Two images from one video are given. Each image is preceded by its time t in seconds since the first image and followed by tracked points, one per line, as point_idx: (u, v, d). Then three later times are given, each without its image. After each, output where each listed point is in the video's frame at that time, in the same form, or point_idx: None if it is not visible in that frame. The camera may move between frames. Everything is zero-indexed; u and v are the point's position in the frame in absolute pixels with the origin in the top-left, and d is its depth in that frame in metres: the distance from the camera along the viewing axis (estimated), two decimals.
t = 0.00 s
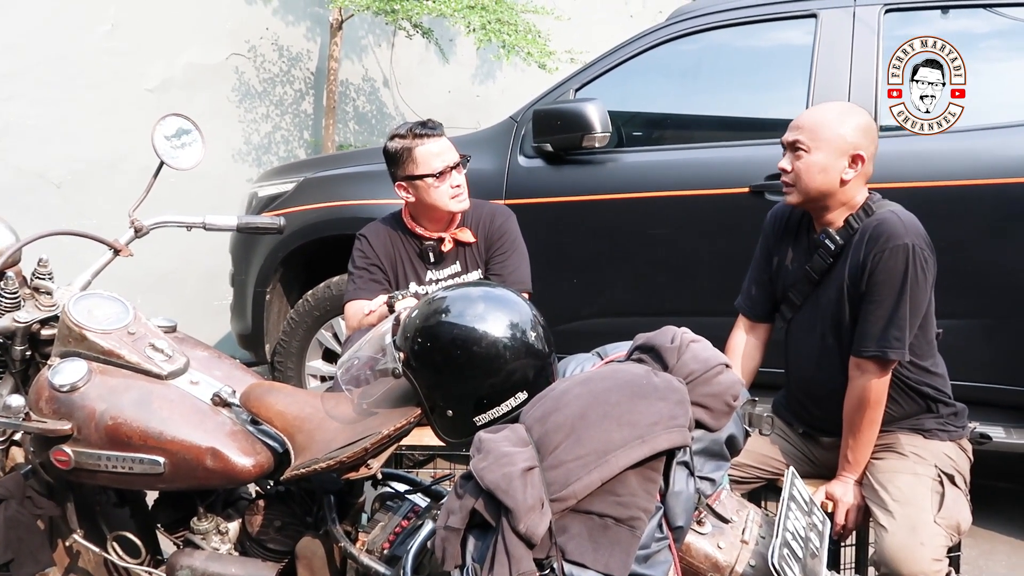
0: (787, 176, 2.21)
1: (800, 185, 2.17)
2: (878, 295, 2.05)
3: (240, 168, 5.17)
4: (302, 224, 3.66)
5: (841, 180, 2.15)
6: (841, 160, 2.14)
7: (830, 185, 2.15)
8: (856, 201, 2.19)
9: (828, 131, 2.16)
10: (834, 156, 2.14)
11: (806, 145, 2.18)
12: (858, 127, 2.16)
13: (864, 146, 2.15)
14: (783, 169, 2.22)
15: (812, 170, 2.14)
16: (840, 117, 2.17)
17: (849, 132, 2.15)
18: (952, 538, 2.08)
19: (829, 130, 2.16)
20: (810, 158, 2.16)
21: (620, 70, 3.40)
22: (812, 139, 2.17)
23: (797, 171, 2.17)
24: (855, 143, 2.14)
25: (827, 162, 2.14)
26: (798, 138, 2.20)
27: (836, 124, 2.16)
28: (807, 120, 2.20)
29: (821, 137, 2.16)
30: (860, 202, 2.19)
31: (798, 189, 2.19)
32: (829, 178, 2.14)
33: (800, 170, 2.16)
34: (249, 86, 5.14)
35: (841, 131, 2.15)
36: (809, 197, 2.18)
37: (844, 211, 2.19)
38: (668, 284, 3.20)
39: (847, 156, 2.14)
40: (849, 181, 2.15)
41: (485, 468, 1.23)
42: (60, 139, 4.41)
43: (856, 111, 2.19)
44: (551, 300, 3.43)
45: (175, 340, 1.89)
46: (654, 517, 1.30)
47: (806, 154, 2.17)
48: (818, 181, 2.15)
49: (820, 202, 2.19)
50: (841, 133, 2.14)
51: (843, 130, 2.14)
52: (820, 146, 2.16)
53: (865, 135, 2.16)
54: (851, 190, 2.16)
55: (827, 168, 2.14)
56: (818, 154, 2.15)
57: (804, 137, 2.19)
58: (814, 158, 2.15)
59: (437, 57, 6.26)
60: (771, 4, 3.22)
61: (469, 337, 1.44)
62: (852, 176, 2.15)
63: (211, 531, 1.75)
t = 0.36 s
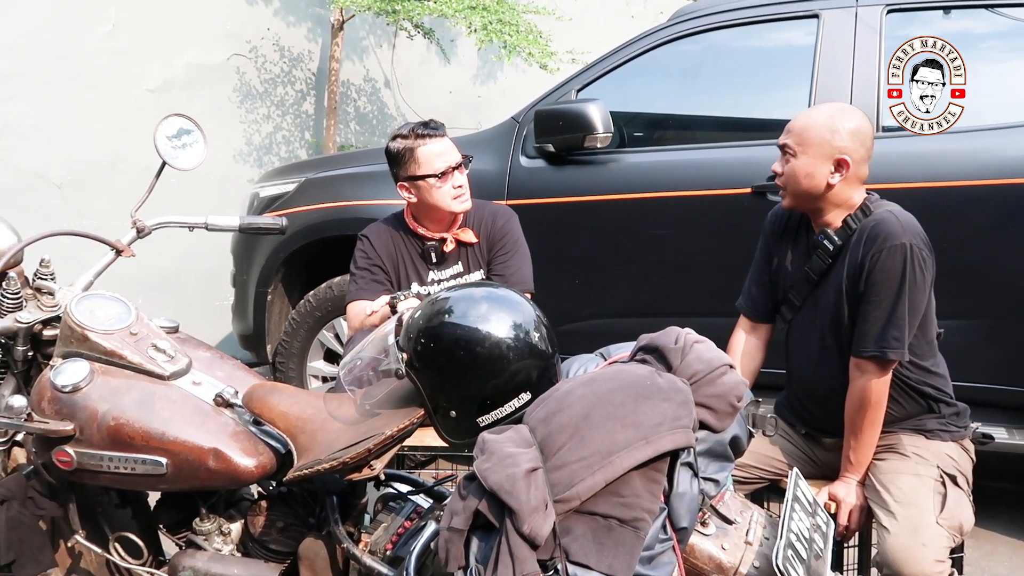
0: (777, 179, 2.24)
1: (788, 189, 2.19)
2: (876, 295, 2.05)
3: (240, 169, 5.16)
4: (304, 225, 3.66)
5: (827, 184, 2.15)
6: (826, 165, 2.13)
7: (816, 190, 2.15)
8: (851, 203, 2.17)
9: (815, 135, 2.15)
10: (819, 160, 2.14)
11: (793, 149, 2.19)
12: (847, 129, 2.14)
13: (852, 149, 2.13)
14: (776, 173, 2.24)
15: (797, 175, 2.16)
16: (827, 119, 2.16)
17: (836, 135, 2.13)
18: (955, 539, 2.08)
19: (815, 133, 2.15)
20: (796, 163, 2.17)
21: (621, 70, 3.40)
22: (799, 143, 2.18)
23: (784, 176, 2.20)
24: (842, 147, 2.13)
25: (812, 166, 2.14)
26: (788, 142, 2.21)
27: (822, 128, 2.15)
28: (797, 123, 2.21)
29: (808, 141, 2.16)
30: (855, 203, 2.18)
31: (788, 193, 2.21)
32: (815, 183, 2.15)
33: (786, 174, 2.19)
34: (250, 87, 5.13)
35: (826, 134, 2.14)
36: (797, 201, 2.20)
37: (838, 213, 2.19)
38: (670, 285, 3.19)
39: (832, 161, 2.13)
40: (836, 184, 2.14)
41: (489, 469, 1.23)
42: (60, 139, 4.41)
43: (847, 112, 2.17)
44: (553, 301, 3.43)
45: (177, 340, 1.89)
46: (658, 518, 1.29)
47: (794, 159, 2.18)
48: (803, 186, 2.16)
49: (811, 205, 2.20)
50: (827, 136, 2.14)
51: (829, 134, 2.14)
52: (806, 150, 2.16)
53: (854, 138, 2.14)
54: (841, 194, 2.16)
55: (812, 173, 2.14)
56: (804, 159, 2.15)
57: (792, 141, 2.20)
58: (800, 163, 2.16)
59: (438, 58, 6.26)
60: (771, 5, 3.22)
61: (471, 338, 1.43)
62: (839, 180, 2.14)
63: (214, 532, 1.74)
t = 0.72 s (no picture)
0: (782, 181, 2.24)
1: (794, 192, 2.20)
2: (881, 296, 2.05)
3: (241, 169, 5.17)
4: (305, 225, 3.66)
5: (833, 185, 2.15)
6: (830, 166, 2.14)
7: (822, 192, 2.15)
8: (859, 202, 2.18)
9: (816, 138, 2.15)
10: (823, 162, 2.14)
11: (797, 152, 2.19)
12: (850, 129, 2.14)
13: (855, 149, 2.13)
14: (780, 177, 2.25)
15: (802, 178, 2.16)
16: (829, 120, 2.16)
17: (838, 136, 2.13)
18: (955, 540, 2.08)
19: (817, 135, 2.15)
20: (800, 165, 2.17)
21: (620, 71, 3.41)
22: (801, 146, 2.18)
23: (790, 179, 2.20)
24: (844, 147, 2.13)
25: (815, 168, 2.14)
26: (791, 145, 2.21)
27: (824, 128, 2.15)
28: (798, 126, 2.21)
29: (810, 143, 2.16)
30: (863, 203, 2.19)
31: (794, 196, 2.22)
32: (820, 185, 2.15)
33: (792, 177, 2.19)
34: (250, 88, 5.14)
35: (828, 135, 2.14)
36: (804, 202, 2.20)
37: (847, 213, 2.19)
38: (670, 285, 3.20)
39: (836, 161, 2.14)
40: (841, 185, 2.15)
41: (489, 469, 1.23)
42: (61, 140, 4.41)
43: (849, 111, 2.17)
44: (553, 302, 3.43)
45: (178, 341, 1.89)
46: (658, 518, 1.30)
47: (797, 161, 2.18)
48: (809, 189, 2.16)
49: (819, 207, 2.20)
50: (829, 137, 2.14)
51: (831, 135, 2.14)
52: (809, 152, 2.16)
53: (857, 138, 2.13)
54: (847, 194, 2.16)
55: (817, 175, 2.14)
56: (807, 162, 2.15)
57: (795, 144, 2.20)
58: (802, 166, 2.16)
59: (438, 59, 6.27)
60: (771, 6, 3.23)
61: (472, 338, 1.44)
62: (843, 181, 2.14)
63: (215, 532, 1.74)
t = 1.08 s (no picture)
0: (780, 183, 2.24)
1: (792, 193, 2.20)
2: (877, 296, 2.06)
3: (237, 169, 5.17)
4: (301, 225, 3.67)
5: (831, 185, 2.16)
6: (828, 166, 2.15)
7: (820, 192, 2.16)
8: (855, 203, 2.20)
9: (815, 139, 2.17)
10: (822, 162, 2.15)
11: (795, 153, 2.20)
12: (847, 131, 2.16)
13: (852, 150, 2.15)
14: (777, 178, 2.25)
15: (801, 178, 2.17)
16: (827, 121, 2.18)
17: (836, 137, 2.15)
18: (949, 538, 2.09)
19: (815, 136, 2.17)
20: (798, 166, 2.18)
21: (617, 71, 3.42)
22: (800, 148, 2.19)
23: (788, 179, 2.21)
24: (842, 148, 2.15)
25: (814, 169, 2.15)
26: (789, 146, 2.22)
27: (822, 130, 2.17)
28: (795, 128, 2.22)
29: (808, 144, 2.17)
30: (859, 204, 2.20)
31: (792, 197, 2.22)
32: (818, 186, 2.16)
33: (790, 178, 2.20)
34: (246, 88, 5.14)
35: (826, 136, 2.16)
36: (801, 203, 2.21)
37: (843, 214, 2.20)
38: (666, 286, 3.21)
39: (834, 162, 2.15)
40: (839, 186, 2.16)
41: (487, 467, 1.24)
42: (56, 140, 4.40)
43: (845, 113, 2.19)
44: (550, 302, 3.44)
45: (176, 340, 1.90)
46: (654, 516, 1.31)
47: (795, 162, 2.19)
48: (808, 189, 2.17)
49: (816, 208, 2.21)
50: (827, 138, 2.16)
51: (829, 136, 2.16)
52: (808, 153, 2.17)
53: (854, 138, 2.16)
54: (844, 195, 2.17)
55: (815, 175, 2.15)
56: (806, 162, 2.17)
57: (793, 145, 2.21)
58: (801, 167, 2.17)
59: (435, 59, 6.28)
60: (769, 7, 3.23)
61: (470, 337, 1.45)
62: (841, 181, 2.16)
63: (212, 531, 1.75)
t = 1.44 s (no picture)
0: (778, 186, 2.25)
1: (790, 197, 2.22)
2: (875, 298, 2.07)
3: (237, 172, 5.17)
4: (301, 228, 3.67)
5: (829, 189, 2.17)
6: (826, 170, 2.16)
7: (817, 196, 2.17)
8: (853, 206, 2.20)
9: (812, 143, 2.18)
10: (819, 166, 2.16)
11: (792, 157, 2.21)
12: (844, 134, 2.17)
13: (849, 153, 2.15)
14: (775, 181, 2.26)
15: (798, 182, 2.18)
16: (823, 125, 2.19)
17: (833, 140, 2.16)
18: (948, 540, 2.10)
19: (812, 139, 2.18)
20: (796, 170, 2.19)
21: (617, 74, 3.43)
22: (797, 151, 2.19)
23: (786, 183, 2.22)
24: (839, 152, 2.15)
25: (811, 173, 2.16)
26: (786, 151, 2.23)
27: (819, 133, 2.18)
28: (792, 131, 2.23)
29: (805, 148, 2.18)
30: (857, 207, 2.21)
31: (790, 200, 2.23)
32: (815, 190, 2.17)
33: (788, 182, 2.21)
34: (246, 90, 5.15)
35: (823, 139, 2.17)
36: (799, 206, 2.22)
37: (841, 217, 2.21)
38: (665, 288, 3.22)
39: (831, 166, 2.16)
40: (837, 189, 2.16)
41: (488, 470, 1.24)
42: (56, 143, 4.40)
43: (842, 116, 2.20)
44: (550, 304, 3.45)
45: (177, 343, 1.90)
46: (654, 518, 1.31)
47: (792, 166, 2.20)
48: (806, 193, 2.18)
49: (814, 211, 2.22)
50: (824, 142, 2.17)
51: (826, 140, 2.16)
52: (805, 157, 2.18)
53: (851, 142, 2.16)
54: (842, 198, 2.18)
55: (813, 179, 2.17)
56: (803, 166, 2.17)
57: (790, 149, 2.22)
58: (799, 171, 2.18)
59: (434, 62, 6.29)
60: (770, 10, 3.24)
61: (470, 340, 1.45)
62: (839, 185, 2.16)
63: (213, 533, 1.75)
